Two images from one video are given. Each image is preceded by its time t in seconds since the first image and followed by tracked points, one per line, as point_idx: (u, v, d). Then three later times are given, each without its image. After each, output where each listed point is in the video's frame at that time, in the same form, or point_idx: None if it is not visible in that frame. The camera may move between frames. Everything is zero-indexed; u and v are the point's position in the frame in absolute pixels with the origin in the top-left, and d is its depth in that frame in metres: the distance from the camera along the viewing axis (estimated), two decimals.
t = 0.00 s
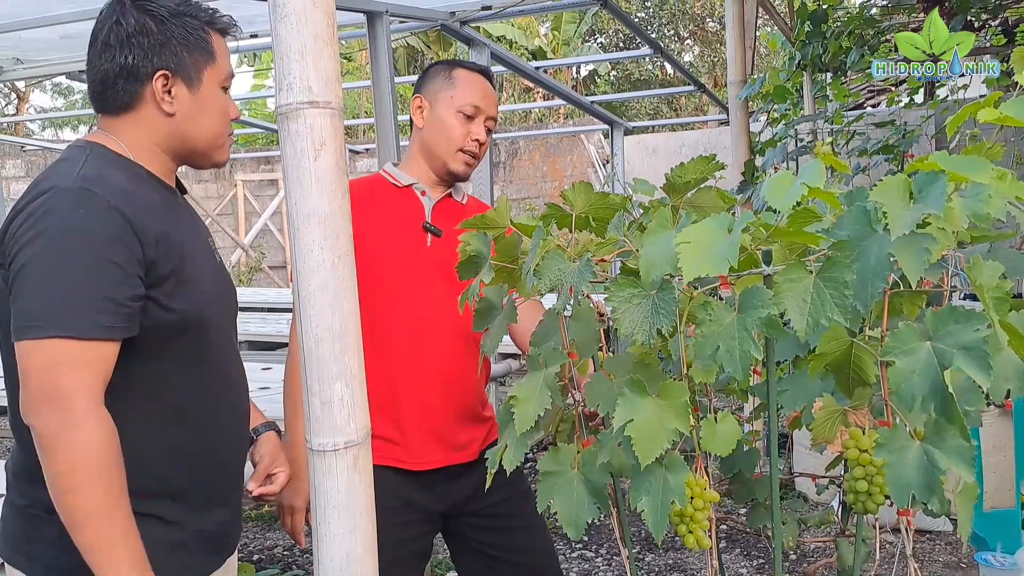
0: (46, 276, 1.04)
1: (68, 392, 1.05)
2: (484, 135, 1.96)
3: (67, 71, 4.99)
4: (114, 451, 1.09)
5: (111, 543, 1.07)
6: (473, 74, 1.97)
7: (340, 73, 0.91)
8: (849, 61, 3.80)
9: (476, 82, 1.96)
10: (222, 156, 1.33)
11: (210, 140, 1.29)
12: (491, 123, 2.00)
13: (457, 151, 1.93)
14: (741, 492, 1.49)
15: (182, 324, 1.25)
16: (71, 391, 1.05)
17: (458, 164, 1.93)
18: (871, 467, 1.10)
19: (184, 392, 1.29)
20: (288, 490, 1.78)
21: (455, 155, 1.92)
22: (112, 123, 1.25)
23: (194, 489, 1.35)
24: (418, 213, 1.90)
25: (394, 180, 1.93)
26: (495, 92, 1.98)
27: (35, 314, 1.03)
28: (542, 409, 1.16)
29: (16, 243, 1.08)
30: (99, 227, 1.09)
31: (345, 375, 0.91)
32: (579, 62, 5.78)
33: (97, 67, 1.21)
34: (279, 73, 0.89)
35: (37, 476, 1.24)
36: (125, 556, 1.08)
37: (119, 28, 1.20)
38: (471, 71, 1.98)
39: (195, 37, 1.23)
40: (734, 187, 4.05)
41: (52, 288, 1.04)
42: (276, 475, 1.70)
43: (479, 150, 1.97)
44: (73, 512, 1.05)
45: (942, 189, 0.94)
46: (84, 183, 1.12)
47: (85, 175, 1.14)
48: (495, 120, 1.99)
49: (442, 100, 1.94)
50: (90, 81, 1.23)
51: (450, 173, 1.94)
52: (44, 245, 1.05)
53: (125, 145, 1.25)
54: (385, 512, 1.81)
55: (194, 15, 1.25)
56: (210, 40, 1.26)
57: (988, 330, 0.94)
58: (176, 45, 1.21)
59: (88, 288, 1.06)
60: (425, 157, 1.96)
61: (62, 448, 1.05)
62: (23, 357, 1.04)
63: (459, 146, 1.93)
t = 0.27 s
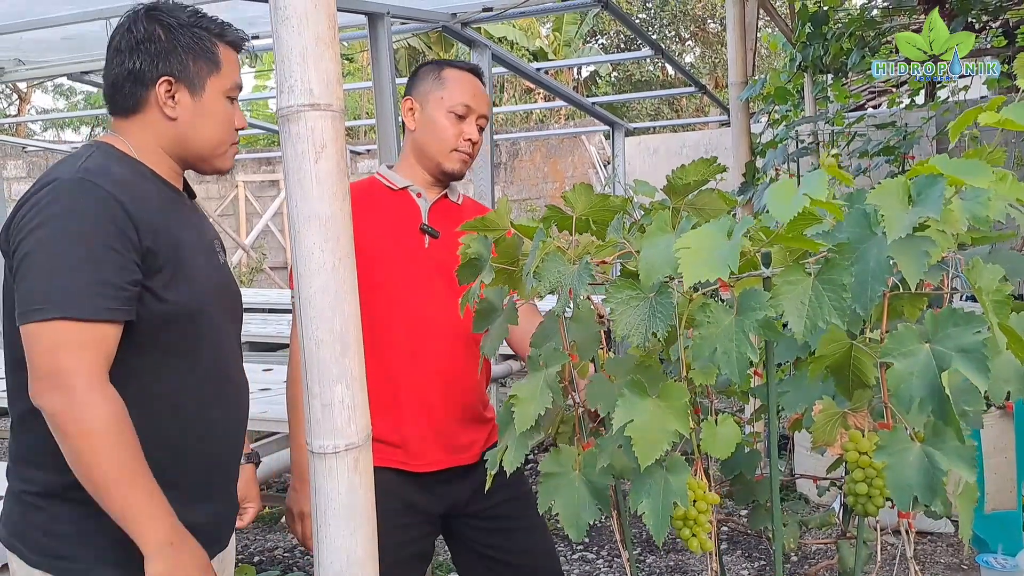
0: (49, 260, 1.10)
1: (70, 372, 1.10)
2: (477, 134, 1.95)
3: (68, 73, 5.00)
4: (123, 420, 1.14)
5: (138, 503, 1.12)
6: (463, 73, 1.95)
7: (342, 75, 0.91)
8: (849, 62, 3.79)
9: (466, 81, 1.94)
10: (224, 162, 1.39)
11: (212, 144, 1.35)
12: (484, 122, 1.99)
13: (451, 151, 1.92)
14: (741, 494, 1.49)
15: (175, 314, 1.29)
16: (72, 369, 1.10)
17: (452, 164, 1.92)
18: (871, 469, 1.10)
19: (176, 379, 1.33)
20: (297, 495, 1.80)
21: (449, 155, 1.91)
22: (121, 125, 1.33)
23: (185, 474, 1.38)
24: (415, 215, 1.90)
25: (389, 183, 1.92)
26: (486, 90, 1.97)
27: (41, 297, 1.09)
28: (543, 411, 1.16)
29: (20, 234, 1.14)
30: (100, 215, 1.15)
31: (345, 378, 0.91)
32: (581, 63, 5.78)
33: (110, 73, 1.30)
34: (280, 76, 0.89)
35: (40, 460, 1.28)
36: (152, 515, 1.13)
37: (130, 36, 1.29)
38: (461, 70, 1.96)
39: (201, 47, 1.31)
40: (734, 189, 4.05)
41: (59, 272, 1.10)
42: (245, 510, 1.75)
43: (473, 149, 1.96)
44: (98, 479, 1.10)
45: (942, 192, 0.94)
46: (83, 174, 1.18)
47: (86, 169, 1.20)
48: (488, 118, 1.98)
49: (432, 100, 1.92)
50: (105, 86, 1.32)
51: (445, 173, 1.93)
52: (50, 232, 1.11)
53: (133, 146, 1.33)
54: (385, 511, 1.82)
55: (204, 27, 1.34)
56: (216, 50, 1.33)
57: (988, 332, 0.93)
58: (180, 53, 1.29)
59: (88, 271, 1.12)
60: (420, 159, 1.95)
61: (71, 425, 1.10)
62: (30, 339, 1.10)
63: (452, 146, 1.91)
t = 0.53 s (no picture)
0: (42, 254, 1.13)
1: (61, 367, 1.13)
2: (466, 135, 1.94)
3: (69, 76, 5.01)
4: (111, 418, 1.17)
5: (116, 500, 1.15)
6: (449, 75, 1.95)
7: (341, 80, 0.91)
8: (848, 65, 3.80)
9: (452, 83, 1.94)
10: (226, 170, 1.40)
11: (212, 152, 1.37)
12: (473, 123, 1.98)
13: (441, 154, 1.91)
14: (740, 497, 1.48)
15: (166, 313, 1.31)
16: (63, 365, 1.13)
17: (442, 167, 1.91)
18: (874, 472, 1.10)
19: (170, 376, 1.34)
20: (296, 503, 1.79)
21: (439, 158, 1.91)
22: (125, 134, 1.36)
23: (182, 473, 1.39)
24: (410, 218, 1.90)
25: (383, 188, 1.92)
26: (474, 91, 1.97)
27: (34, 291, 1.12)
28: (543, 414, 1.15)
29: (16, 230, 1.17)
30: (92, 215, 1.18)
31: (344, 382, 0.91)
32: (581, 66, 5.79)
33: (116, 83, 1.34)
34: (279, 80, 0.89)
35: (37, 456, 1.29)
36: (129, 513, 1.15)
37: (134, 47, 1.33)
38: (447, 72, 1.96)
39: (201, 57, 1.34)
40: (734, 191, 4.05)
41: (51, 268, 1.13)
42: (249, 518, 1.74)
43: (463, 151, 1.95)
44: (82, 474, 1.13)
45: (941, 196, 0.94)
46: (79, 175, 1.21)
47: (82, 169, 1.23)
48: (477, 119, 1.98)
49: (419, 104, 1.92)
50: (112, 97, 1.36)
51: (437, 176, 1.93)
52: (43, 229, 1.14)
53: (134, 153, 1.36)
54: (384, 514, 1.82)
55: (207, 39, 1.37)
56: (218, 61, 1.36)
57: (988, 335, 0.94)
58: (182, 62, 1.32)
59: (78, 266, 1.14)
60: (410, 163, 1.95)
61: (59, 420, 1.13)
62: (24, 332, 1.13)
63: (441, 149, 1.91)
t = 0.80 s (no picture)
0: (31, 247, 1.15)
1: (47, 360, 1.15)
2: (449, 131, 1.91)
3: (70, 76, 5.02)
4: (91, 414, 1.18)
5: (85, 496, 1.16)
6: (429, 72, 1.93)
7: (341, 79, 0.91)
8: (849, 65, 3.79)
9: (432, 80, 1.91)
10: (219, 168, 1.41)
11: (203, 151, 1.37)
12: (457, 118, 1.95)
13: (424, 152, 1.89)
14: (740, 497, 1.48)
15: (157, 310, 1.31)
16: (48, 358, 1.15)
17: (427, 165, 1.89)
18: (871, 472, 1.10)
19: (165, 372, 1.34)
20: (295, 505, 1.79)
21: (422, 156, 1.88)
22: (119, 133, 1.38)
23: (180, 470, 1.39)
24: (400, 219, 1.89)
25: (372, 190, 1.91)
26: (455, 86, 1.94)
27: (23, 283, 1.14)
28: (543, 414, 1.15)
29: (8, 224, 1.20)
30: (83, 212, 1.20)
31: (343, 381, 0.91)
32: (582, 66, 5.79)
33: (109, 84, 1.36)
34: (279, 79, 0.89)
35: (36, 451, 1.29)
36: (101, 510, 1.17)
37: (126, 48, 1.35)
38: (426, 69, 1.93)
39: (191, 58, 1.35)
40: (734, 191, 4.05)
41: (40, 262, 1.15)
42: (261, 513, 1.72)
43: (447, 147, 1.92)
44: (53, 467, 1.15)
45: (941, 195, 0.94)
46: (72, 173, 1.23)
47: (76, 167, 1.25)
48: (460, 114, 1.94)
49: (400, 104, 1.90)
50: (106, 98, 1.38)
51: (422, 174, 1.90)
52: (34, 223, 1.16)
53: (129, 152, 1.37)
54: (384, 512, 1.82)
55: (199, 39, 1.38)
56: (208, 61, 1.37)
57: (987, 335, 0.94)
58: (172, 63, 1.33)
59: (65, 261, 1.16)
60: (396, 163, 1.93)
61: (39, 411, 1.15)
62: (15, 322, 1.15)
63: (425, 147, 1.88)
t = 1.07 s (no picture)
0: (25, 240, 1.15)
1: (40, 353, 1.15)
2: (423, 123, 1.86)
3: (73, 71, 5.02)
4: (89, 404, 1.19)
5: (90, 486, 1.16)
6: (399, 64, 1.87)
7: (341, 73, 0.91)
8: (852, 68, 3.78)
9: (402, 71, 1.86)
10: (212, 162, 1.39)
11: (195, 146, 1.37)
12: (431, 108, 1.89)
13: (399, 147, 1.84)
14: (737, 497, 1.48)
15: (150, 301, 1.31)
16: (42, 351, 1.15)
17: (402, 159, 1.85)
18: (868, 473, 1.10)
19: (159, 363, 1.34)
20: (292, 509, 1.79)
21: (397, 151, 1.84)
22: (113, 129, 1.38)
23: (176, 462, 1.39)
24: (383, 219, 1.87)
25: (353, 192, 1.88)
26: (427, 77, 1.88)
27: (18, 277, 1.14)
28: (540, 411, 1.15)
29: None
30: (76, 204, 1.20)
31: (341, 375, 0.91)
32: (584, 66, 5.79)
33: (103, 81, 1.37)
34: (279, 73, 0.89)
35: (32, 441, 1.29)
36: (105, 498, 1.17)
37: (118, 44, 1.35)
38: (395, 62, 1.88)
39: (181, 52, 1.34)
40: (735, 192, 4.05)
41: (34, 254, 1.15)
42: (252, 506, 1.72)
43: (423, 140, 1.87)
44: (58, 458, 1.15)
45: (941, 196, 0.94)
46: (63, 166, 1.23)
47: (67, 161, 1.25)
48: (433, 104, 1.88)
49: (371, 99, 1.86)
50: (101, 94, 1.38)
51: (400, 169, 1.87)
52: (26, 217, 1.17)
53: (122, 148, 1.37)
54: (382, 508, 1.81)
55: (190, 33, 1.38)
56: (198, 55, 1.36)
57: (986, 336, 0.94)
58: (162, 57, 1.33)
59: (59, 253, 1.17)
60: (374, 160, 1.89)
61: (37, 404, 1.15)
62: (7, 318, 1.15)
63: (398, 142, 1.84)
